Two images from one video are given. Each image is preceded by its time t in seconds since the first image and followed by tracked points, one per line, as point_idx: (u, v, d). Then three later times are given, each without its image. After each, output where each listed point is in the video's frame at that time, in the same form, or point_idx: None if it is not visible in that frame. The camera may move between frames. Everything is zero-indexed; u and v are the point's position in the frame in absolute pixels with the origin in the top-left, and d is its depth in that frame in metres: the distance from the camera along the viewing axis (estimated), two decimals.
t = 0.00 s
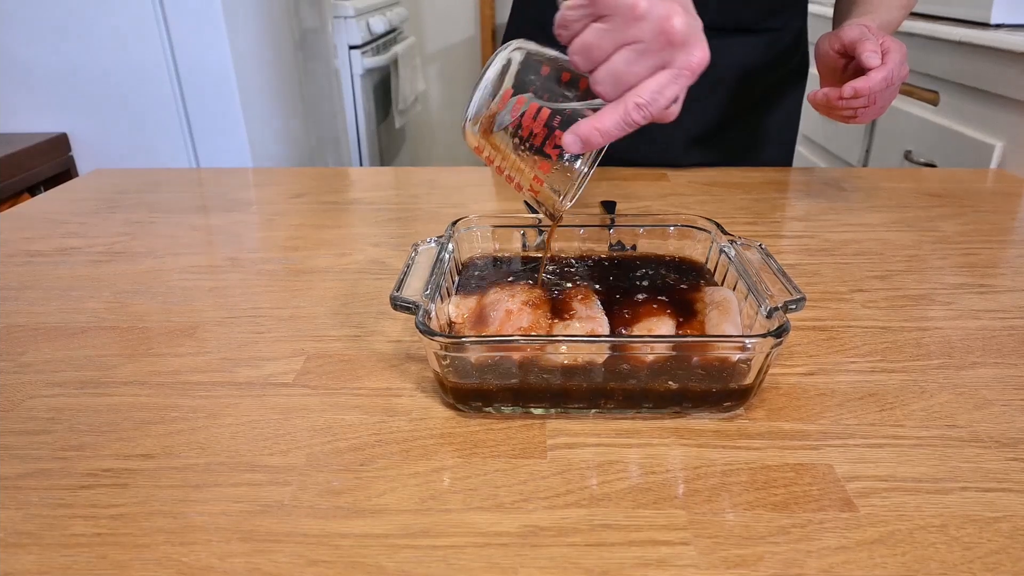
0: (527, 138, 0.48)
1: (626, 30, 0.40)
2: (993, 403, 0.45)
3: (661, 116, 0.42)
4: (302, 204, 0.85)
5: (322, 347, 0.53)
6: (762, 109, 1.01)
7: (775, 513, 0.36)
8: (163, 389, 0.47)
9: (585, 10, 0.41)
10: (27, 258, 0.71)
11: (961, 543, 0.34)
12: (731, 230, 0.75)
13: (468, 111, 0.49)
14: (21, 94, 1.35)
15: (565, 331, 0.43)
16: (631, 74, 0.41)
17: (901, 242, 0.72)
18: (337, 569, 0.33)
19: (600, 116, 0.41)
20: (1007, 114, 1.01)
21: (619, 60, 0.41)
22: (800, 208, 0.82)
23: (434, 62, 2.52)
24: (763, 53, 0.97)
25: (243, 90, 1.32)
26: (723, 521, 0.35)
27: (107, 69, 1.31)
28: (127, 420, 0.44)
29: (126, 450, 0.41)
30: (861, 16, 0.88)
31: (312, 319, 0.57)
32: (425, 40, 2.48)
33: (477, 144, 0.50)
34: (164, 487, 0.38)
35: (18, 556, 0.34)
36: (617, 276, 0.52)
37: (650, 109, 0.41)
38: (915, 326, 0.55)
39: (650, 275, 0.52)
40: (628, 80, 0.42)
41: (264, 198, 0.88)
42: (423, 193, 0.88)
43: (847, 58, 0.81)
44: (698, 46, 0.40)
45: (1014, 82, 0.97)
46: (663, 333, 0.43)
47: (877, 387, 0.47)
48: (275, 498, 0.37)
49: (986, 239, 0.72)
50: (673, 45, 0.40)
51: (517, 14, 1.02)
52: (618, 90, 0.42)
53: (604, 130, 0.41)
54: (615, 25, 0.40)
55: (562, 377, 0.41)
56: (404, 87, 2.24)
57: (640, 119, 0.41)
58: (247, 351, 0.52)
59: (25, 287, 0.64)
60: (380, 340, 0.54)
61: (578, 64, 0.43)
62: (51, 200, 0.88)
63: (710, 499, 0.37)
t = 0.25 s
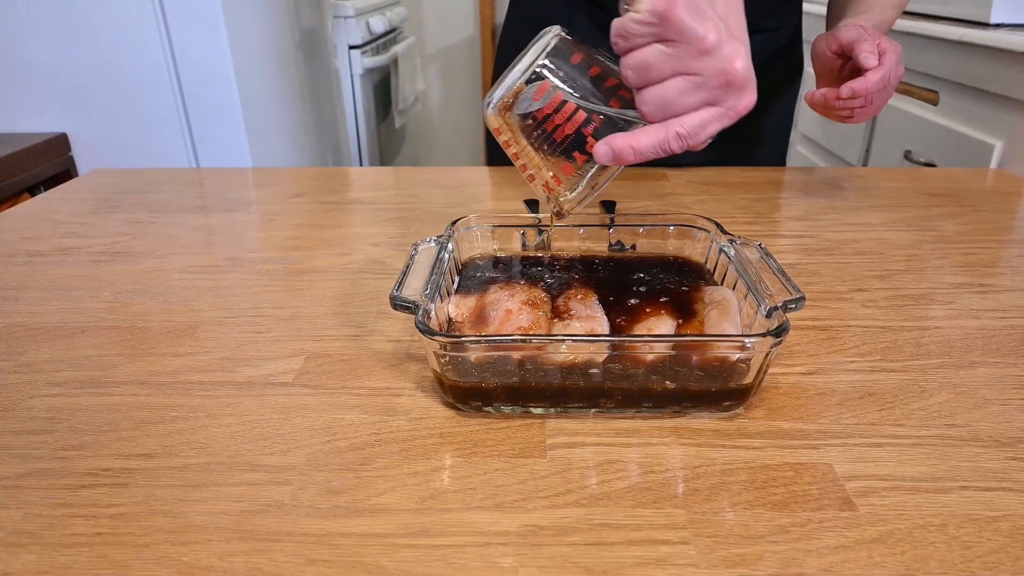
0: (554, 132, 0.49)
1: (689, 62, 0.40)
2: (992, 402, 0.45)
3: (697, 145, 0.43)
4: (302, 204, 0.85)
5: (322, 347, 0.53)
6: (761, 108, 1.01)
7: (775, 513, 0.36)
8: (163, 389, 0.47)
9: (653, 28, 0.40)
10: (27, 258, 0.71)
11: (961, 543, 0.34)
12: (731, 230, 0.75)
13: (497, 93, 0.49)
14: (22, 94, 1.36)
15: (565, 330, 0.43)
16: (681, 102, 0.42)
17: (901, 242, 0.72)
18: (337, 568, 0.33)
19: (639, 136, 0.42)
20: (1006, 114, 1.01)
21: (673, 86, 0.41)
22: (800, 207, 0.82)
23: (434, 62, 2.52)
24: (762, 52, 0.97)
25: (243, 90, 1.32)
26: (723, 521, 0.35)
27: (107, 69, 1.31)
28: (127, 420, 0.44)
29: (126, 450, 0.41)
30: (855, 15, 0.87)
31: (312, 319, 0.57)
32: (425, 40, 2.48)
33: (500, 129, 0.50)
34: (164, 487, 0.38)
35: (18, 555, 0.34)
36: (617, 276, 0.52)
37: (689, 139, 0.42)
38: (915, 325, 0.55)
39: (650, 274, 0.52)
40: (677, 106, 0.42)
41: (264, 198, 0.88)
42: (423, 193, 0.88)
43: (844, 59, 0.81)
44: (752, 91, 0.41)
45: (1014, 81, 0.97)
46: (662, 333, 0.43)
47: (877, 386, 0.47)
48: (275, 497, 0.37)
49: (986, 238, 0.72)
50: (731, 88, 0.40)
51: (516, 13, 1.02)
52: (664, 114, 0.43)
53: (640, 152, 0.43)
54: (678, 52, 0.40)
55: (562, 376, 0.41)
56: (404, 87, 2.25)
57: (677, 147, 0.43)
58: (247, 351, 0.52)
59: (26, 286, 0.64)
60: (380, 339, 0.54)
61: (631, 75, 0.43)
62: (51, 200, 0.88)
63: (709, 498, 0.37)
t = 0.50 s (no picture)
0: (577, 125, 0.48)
1: (731, 70, 0.40)
2: (993, 401, 0.45)
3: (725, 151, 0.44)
4: (302, 204, 0.85)
5: (322, 346, 0.53)
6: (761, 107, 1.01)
7: (775, 512, 0.36)
8: (163, 388, 0.47)
9: (699, 34, 0.39)
10: (27, 258, 0.71)
11: (961, 542, 0.34)
12: (731, 229, 0.75)
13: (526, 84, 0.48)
14: (22, 94, 1.36)
15: (565, 330, 0.43)
16: (718, 109, 0.42)
17: (901, 241, 0.72)
18: (337, 568, 0.33)
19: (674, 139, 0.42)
20: (1007, 113, 1.01)
21: (712, 92, 0.41)
22: (800, 206, 0.82)
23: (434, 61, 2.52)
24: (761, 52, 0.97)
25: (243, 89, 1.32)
26: (723, 520, 0.35)
27: (107, 69, 1.31)
28: (128, 419, 0.44)
29: (126, 449, 0.41)
30: (851, 19, 0.87)
31: (312, 319, 0.57)
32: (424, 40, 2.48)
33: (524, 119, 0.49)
34: (164, 487, 0.38)
35: (19, 555, 0.34)
36: (617, 275, 0.52)
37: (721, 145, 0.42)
38: (915, 325, 0.55)
39: (650, 274, 0.52)
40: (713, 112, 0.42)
41: (264, 197, 0.88)
42: (423, 192, 0.88)
43: (842, 63, 0.81)
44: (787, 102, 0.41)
45: (1014, 81, 0.97)
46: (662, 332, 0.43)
47: (877, 386, 0.47)
48: (275, 497, 0.37)
49: (986, 238, 0.72)
50: (768, 99, 0.41)
51: (516, 13, 1.02)
52: (699, 119, 0.42)
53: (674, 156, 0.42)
54: (722, 60, 0.40)
55: (563, 376, 0.41)
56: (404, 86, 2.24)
57: (708, 152, 0.43)
58: (247, 350, 0.52)
59: (26, 286, 0.64)
60: (380, 339, 0.54)
61: (669, 77, 0.42)
62: (51, 200, 0.88)
63: (709, 498, 0.37)
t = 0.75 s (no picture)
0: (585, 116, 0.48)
1: (741, 57, 0.40)
2: (993, 401, 0.45)
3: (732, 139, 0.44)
4: (302, 203, 0.85)
5: (322, 346, 0.53)
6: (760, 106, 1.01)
7: (775, 511, 0.36)
8: (163, 388, 0.47)
9: (710, 22, 0.39)
10: (27, 258, 0.71)
11: (961, 541, 0.34)
12: (731, 228, 0.75)
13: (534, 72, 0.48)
14: (21, 94, 1.35)
15: (565, 329, 0.43)
16: (727, 96, 0.41)
17: (901, 240, 0.72)
18: (337, 568, 0.33)
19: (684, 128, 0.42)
20: (1007, 112, 1.01)
21: (722, 80, 0.41)
22: (800, 206, 0.82)
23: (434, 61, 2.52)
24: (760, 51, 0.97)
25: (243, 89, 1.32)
26: (723, 520, 0.35)
27: (107, 69, 1.31)
28: (128, 419, 0.44)
29: (126, 449, 0.41)
30: (852, 16, 0.87)
31: (311, 318, 0.57)
32: (424, 40, 2.48)
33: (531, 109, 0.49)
34: (164, 486, 0.38)
35: (19, 555, 0.34)
36: (616, 274, 0.52)
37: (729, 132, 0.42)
38: (915, 324, 0.55)
39: (649, 273, 0.52)
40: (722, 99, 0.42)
41: (263, 197, 0.88)
42: (422, 192, 0.88)
43: (843, 59, 0.81)
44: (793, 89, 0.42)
45: (1014, 80, 0.97)
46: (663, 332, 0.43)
47: (877, 385, 0.47)
48: (275, 496, 0.37)
49: (986, 237, 0.72)
50: (778, 87, 0.41)
51: (515, 12, 1.02)
52: (709, 107, 0.42)
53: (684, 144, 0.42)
54: (732, 47, 0.39)
55: (563, 375, 0.41)
56: (404, 86, 2.24)
57: (717, 140, 0.43)
58: (247, 350, 0.52)
59: (25, 286, 0.64)
60: (380, 338, 0.54)
61: (678, 66, 0.42)
62: (50, 200, 0.88)
63: (709, 497, 0.37)
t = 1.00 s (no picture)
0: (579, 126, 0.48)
1: (731, 56, 0.36)
2: (993, 400, 0.45)
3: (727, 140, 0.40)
4: (302, 203, 0.85)
5: (322, 346, 0.53)
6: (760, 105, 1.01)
7: (775, 510, 0.36)
8: (163, 387, 0.47)
9: (699, 21, 0.36)
10: (27, 257, 0.70)
11: (962, 540, 0.34)
12: (731, 228, 0.75)
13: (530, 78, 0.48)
14: (22, 94, 1.35)
15: (566, 329, 0.43)
16: (718, 97, 0.38)
17: (901, 240, 0.72)
18: (338, 567, 0.33)
19: (675, 130, 0.39)
20: (1007, 112, 1.01)
21: (713, 80, 0.37)
22: (800, 205, 0.82)
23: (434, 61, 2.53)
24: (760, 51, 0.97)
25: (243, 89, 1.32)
26: (723, 519, 0.35)
27: (107, 69, 1.31)
28: (128, 418, 0.44)
29: (127, 448, 0.41)
30: (854, 16, 0.87)
31: (311, 317, 0.57)
32: (424, 40, 2.48)
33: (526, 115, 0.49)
34: (164, 485, 0.38)
35: (19, 553, 0.34)
36: (616, 273, 0.52)
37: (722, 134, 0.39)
38: (915, 323, 0.55)
39: (649, 272, 0.52)
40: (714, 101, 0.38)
41: (263, 197, 0.88)
42: (422, 192, 0.88)
43: (845, 60, 0.81)
44: (788, 88, 0.37)
45: (1015, 80, 0.97)
46: (663, 331, 0.43)
47: (877, 384, 0.47)
48: (276, 495, 0.37)
49: (986, 237, 0.72)
50: (770, 86, 0.37)
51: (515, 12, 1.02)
52: (699, 109, 0.38)
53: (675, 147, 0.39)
54: (723, 46, 0.36)
55: (563, 374, 0.41)
56: (404, 86, 2.24)
57: (712, 142, 0.39)
58: (247, 349, 0.52)
59: (26, 285, 0.64)
60: (381, 338, 0.54)
61: (668, 66, 0.38)
62: (50, 199, 0.88)
63: (710, 496, 0.37)
